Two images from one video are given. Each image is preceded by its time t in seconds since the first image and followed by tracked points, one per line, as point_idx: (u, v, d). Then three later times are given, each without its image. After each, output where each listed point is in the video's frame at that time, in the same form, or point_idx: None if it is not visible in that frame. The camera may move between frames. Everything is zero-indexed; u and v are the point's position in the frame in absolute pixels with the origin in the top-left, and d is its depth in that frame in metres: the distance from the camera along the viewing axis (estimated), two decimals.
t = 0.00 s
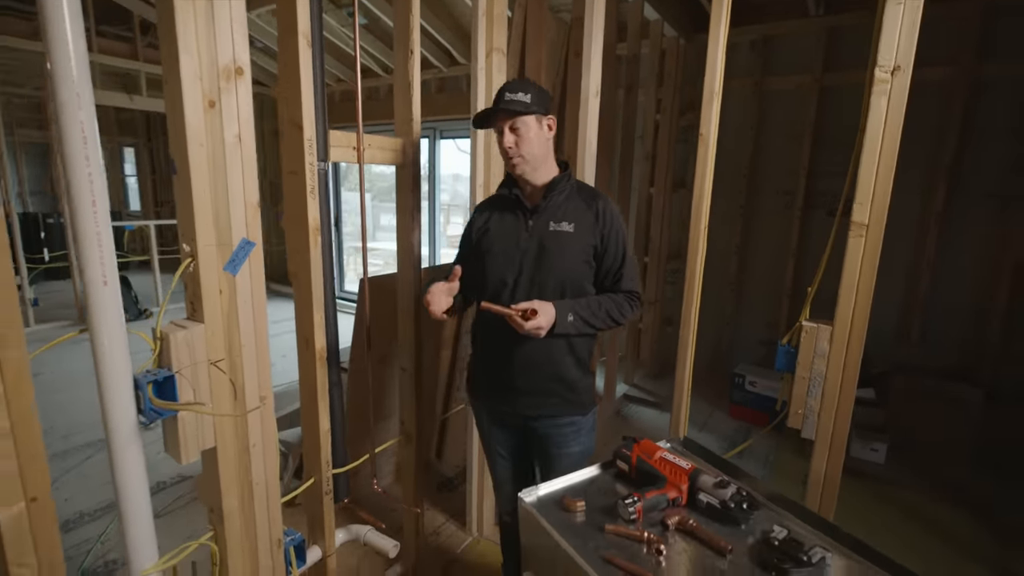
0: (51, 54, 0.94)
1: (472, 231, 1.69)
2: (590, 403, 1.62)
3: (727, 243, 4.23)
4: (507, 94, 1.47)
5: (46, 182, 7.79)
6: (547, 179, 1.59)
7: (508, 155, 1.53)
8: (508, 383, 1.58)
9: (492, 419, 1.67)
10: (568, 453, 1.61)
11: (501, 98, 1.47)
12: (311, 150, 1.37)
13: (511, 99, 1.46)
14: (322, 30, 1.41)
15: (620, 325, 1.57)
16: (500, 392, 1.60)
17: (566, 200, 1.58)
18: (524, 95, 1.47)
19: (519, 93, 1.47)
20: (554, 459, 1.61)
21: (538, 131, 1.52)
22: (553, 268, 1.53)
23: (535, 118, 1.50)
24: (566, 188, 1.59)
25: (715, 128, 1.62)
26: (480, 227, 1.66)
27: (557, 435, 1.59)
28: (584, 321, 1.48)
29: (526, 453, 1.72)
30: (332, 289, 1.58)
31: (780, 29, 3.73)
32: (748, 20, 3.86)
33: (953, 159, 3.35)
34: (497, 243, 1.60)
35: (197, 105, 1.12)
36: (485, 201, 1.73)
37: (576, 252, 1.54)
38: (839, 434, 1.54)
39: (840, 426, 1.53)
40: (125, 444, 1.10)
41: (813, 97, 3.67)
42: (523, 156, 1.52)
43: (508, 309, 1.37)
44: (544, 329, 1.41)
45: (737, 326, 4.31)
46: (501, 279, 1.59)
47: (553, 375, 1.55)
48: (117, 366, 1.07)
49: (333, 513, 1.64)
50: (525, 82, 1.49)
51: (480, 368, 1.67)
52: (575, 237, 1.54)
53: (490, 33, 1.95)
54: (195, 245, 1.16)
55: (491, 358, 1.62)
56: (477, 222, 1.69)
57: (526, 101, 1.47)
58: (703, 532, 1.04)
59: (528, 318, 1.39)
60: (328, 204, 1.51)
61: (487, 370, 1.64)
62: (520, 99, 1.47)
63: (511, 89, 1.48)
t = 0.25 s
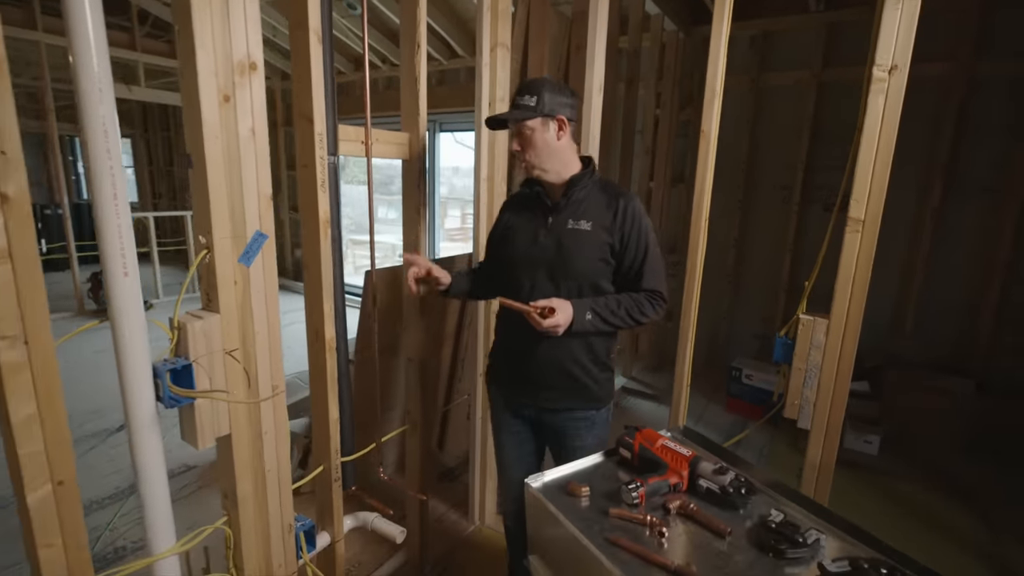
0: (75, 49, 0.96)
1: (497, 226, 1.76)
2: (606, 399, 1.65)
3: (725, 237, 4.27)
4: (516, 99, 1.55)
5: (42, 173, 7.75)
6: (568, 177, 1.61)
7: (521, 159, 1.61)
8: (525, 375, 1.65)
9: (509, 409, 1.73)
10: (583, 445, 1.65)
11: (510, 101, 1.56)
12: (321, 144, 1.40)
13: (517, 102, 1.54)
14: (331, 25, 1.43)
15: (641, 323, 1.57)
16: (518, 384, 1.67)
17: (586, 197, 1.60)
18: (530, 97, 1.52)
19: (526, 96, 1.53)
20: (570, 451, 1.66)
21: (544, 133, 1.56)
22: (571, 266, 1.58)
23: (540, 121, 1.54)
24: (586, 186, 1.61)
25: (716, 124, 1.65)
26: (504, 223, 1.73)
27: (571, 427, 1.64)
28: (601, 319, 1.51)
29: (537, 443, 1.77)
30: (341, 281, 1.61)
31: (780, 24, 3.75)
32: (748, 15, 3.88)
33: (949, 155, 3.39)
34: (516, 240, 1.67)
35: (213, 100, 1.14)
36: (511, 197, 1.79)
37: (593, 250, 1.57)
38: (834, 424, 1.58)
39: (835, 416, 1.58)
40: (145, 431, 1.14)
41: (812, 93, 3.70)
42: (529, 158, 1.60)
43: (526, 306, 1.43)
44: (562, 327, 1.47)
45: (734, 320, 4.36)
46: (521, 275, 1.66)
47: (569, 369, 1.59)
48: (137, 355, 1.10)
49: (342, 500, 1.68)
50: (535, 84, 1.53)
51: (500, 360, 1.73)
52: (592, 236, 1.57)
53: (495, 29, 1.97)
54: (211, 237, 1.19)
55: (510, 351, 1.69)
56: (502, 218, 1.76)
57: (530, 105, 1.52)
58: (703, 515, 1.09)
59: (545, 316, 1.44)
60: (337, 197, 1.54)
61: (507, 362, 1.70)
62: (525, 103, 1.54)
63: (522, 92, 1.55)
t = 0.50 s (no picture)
0: (93, 58, 0.99)
1: (506, 229, 1.82)
2: (606, 401, 1.69)
3: (717, 241, 4.34)
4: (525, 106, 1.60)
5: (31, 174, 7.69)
6: (574, 183, 1.66)
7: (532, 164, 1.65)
8: (527, 376, 1.70)
9: (512, 408, 1.78)
10: (582, 445, 1.69)
11: (520, 110, 1.61)
12: (327, 150, 1.43)
13: (526, 111, 1.60)
14: (337, 34, 1.46)
15: (642, 329, 1.59)
16: (520, 384, 1.72)
17: (591, 204, 1.64)
18: (538, 106, 1.58)
19: (534, 105, 1.59)
20: (570, 450, 1.70)
21: (551, 141, 1.60)
22: (575, 270, 1.63)
23: (547, 129, 1.59)
24: (592, 192, 1.65)
25: (711, 132, 1.70)
26: (514, 226, 1.79)
27: (571, 428, 1.67)
28: (600, 323, 1.55)
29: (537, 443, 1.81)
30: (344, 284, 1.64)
31: (771, 33, 3.84)
32: (739, 24, 3.96)
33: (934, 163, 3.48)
34: (523, 243, 1.73)
35: (225, 107, 1.17)
36: (522, 201, 1.85)
37: (596, 255, 1.61)
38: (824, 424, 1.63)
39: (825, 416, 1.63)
40: (154, 431, 1.16)
41: (801, 101, 3.79)
42: (538, 164, 1.63)
43: (525, 306, 1.48)
44: (559, 329, 1.51)
45: (726, 323, 4.43)
46: (527, 277, 1.72)
47: (569, 371, 1.64)
48: (148, 356, 1.12)
49: (344, 500, 1.69)
50: (544, 93, 1.59)
51: (505, 359, 1.79)
52: (596, 241, 1.61)
53: (495, 37, 2.01)
54: (220, 241, 1.21)
55: (515, 352, 1.74)
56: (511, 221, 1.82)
57: (537, 114, 1.57)
58: (700, 510, 1.13)
59: (543, 317, 1.49)
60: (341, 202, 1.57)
61: (511, 362, 1.76)
62: (534, 111, 1.59)
63: (530, 101, 1.61)
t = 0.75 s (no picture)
0: (94, 64, 0.99)
1: (499, 230, 1.85)
2: (595, 399, 1.72)
3: (704, 242, 4.41)
4: (530, 106, 1.60)
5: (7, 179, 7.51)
6: (566, 185, 1.69)
7: (532, 163, 1.66)
8: (518, 373, 1.73)
9: (504, 405, 1.81)
10: (571, 442, 1.72)
11: (523, 108, 1.60)
12: (325, 155, 1.43)
13: (531, 110, 1.59)
14: (334, 39, 1.47)
15: (630, 329, 1.62)
16: (512, 381, 1.75)
17: (582, 205, 1.67)
18: (544, 107, 1.59)
19: (540, 105, 1.59)
20: (561, 447, 1.73)
21: (554, 141, 1.63)
22: (564, 270, 1.66)
23: (552, 129, 1.61)
24: (583, 194, 1.68)
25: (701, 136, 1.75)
26: (507, 227, 1.82)
27: (561, 424, 1.70)
28: (589, 322, 1.57)
29: (529, 440, 1.84)
30: (342, 287, 1.64)
31: (753, 37, 3.92)
32: (722, 28, 4.04)
33: (911, 164, 3.58)
34: (515, 243, 1.76)
35: (225, 112, 1.17)
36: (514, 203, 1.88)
37: (585, 255, 1.64)
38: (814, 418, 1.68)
39: (814, 410, 1.68)
40: (156, 437, 1.15)
41: (784, 104, 3.87)
42: (540, 164, 1.65)
43: (516, 307, 1.50)
44: (549, 329, 1.53)
45: (712, 322, 4.50)
46: (517, 276, 1.75)
47: (559, 369, 1.67)
48: (150, 361, 1.12)
49: (343, 503, 1.69)
50: (547, 94, 1.60)
51: (498, 358, 1.82)
52: (585, 242, 1.64)
53: (487, 41, 2.03)
54: (221, 246, 1.22)
55: (507, 350, 1.77)
56: (504, 222, 1.85)
57: (543, 114, 1.58)
58: (699, 504, 1.16)
59: (534, 318, 1.51)
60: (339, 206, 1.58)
61: (503, 360, 1.79)
62: (539, 111, 1.59)
63: (534, 100, 1.60)
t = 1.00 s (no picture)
0: (96, 69, 0.98)
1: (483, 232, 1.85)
2: (582, 395, 1.74)
3: (690, 242, 4.48)
4: (544, 107, 1.59)
5: None
6: (551, 188, 1.71)
7: (533, 162, 1.64)
8: (507, 372, 1.75)
9: (494, 404, 1.83)
10: (560, 438, 1.74)
11: (539, 109, 1.59)
12: (324, 158, 1.44)
13: (548, 112, 1.59)
14: (332, 42, 1.47)
15: (614, 326, 1.66)
16: (500, 379, 1.77)
17: (567, 208, 1.70)
18: (559, 111, 1.61)
19: (555, 108, 1.61)
20: (550, 443, 1.74)
21: (562, 145, 1.66)
22: (551, 271, 1.68)
23: (563, 133, 1.64)
24: (567, 197, 1.71)
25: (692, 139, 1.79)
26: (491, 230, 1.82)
27: (549, 421, 1.72)
28: (577, 320, 1.60)
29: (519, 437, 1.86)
30: (340, 290, 1.64)
31: (737, 41, 4.00)
32: (706, 32, 4.12)
33: (890, 165, 3.69)
34: (501, 246, 1.77)
35: (226, 116, 1.17)
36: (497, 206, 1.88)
37: (570, 256, 1.67)
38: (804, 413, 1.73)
39: (804, 405, 1.72)
40: (159, 442, 1.15)
41: (767, 106, 3.96)
42: (547, 164, 1.65)
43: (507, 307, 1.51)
44: (539, 328, 1.55)
45: (699, 320, 4.57)
46: (504, 278, 1.76)
47: (547, 366, 1.69)
48: (152, 366, 1.11)
49: (343, 506, 1.69)
50: (559, 98, 1.62)
51: (486, 358, 1.83)
52: (571, 243, 1.66)
53: (481, 45, 2.05)
54: (222, 250, 1.21)
55: (496, 350, 1.79)
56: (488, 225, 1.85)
57: (559, 118, 1.61)
58: (699, 497, 1.19)
59: (524, 318, 1.53)
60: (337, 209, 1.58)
61: (492, 360, 1.80)
62: (554, 115, 1.61)
63: (548, 103, 1.60)
